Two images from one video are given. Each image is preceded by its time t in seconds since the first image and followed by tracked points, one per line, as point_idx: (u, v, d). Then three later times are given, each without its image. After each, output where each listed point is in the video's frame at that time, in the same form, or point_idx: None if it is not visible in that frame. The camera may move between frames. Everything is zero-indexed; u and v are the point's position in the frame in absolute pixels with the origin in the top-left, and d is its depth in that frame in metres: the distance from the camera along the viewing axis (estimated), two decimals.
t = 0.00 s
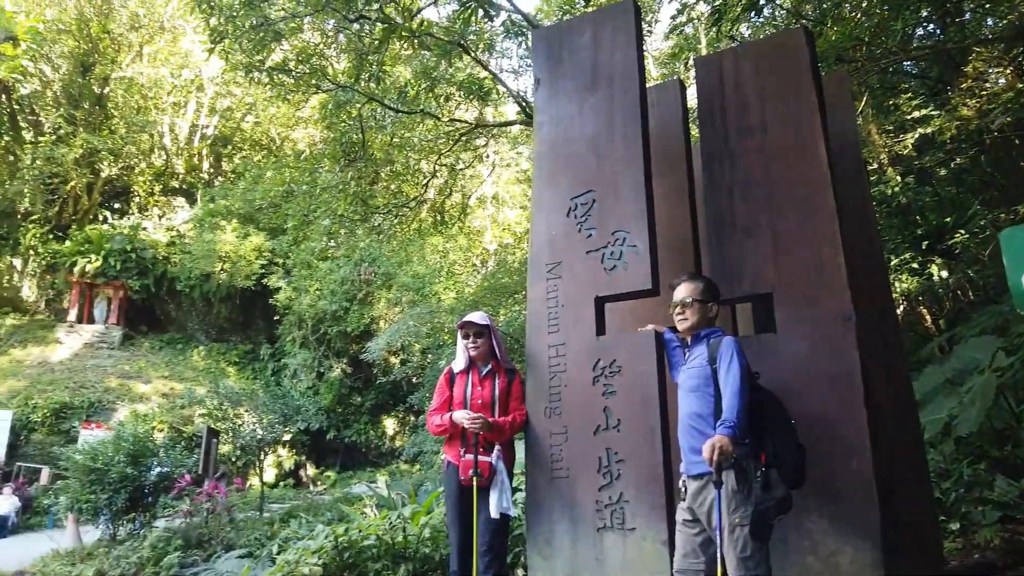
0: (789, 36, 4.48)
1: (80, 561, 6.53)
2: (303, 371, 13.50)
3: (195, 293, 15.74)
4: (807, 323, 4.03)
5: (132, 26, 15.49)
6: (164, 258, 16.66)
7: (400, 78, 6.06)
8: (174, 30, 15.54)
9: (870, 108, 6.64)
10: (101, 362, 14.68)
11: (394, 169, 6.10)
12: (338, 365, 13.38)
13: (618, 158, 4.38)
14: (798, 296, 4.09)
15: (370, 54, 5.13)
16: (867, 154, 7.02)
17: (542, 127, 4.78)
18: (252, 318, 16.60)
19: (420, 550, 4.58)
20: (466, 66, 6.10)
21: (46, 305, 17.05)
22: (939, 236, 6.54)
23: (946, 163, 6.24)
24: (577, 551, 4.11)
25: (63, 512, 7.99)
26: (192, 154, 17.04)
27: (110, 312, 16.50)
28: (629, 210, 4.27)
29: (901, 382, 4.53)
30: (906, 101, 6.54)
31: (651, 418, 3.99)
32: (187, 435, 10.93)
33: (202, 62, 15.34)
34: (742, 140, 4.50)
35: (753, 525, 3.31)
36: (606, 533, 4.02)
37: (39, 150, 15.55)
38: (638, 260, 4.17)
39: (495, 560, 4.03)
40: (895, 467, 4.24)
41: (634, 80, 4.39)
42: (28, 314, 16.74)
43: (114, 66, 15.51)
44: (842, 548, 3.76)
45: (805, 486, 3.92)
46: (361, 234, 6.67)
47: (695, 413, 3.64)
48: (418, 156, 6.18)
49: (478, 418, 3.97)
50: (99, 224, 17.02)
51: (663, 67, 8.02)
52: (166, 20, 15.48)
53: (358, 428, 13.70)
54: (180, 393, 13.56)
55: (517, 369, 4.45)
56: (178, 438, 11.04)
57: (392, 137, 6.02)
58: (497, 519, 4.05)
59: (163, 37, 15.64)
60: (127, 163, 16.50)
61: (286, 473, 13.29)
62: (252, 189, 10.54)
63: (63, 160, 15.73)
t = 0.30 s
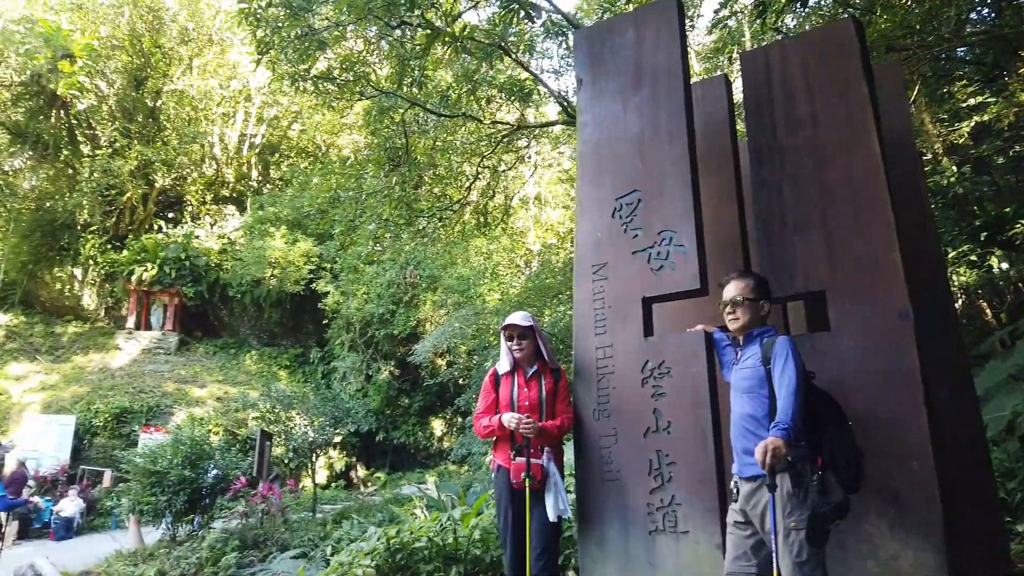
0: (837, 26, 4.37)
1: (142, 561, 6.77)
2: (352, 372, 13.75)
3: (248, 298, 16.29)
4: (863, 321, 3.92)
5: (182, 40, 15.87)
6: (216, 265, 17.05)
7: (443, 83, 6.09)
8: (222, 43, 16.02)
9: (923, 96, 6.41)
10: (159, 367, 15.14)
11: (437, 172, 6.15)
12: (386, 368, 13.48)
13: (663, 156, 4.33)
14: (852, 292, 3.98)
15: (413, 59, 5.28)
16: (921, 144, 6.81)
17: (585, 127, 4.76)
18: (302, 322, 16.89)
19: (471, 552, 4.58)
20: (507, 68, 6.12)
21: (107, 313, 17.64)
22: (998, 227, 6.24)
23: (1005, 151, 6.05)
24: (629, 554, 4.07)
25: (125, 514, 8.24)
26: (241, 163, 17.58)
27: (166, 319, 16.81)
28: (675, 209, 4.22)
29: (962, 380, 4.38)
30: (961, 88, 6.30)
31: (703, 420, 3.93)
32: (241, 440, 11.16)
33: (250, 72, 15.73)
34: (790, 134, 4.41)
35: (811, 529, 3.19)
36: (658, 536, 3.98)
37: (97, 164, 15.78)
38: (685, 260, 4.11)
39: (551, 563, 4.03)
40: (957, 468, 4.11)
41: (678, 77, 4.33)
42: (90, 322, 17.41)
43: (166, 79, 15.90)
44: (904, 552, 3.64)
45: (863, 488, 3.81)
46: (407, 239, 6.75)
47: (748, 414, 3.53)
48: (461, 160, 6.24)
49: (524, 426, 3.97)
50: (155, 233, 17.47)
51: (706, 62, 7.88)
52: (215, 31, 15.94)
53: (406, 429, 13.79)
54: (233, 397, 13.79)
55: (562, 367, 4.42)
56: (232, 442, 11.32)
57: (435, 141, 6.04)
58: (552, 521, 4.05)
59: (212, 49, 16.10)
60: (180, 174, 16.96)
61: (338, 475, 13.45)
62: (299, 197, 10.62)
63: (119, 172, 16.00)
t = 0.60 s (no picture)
0: (886, 16, 4.24)
1: (198, 562, 6.93)
2: (397, 374, 13.68)
3: (294, 302, 16.02)
4: (918, 318, 3.79)
5: (227, 50, 15.40)
6: (263, 270, 16.75)
7: (481, 86, 6.07)
8: (266, 52, 15.64)
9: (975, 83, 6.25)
10: (210, 371, 15.08)
11: (478, 174, 6.16)
12: (431, 369, 13.35)
13: (706, 153, 4.27)
14: (907, 289, 3.85)
15: (451, 62, 5.26)
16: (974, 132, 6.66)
17: (627, 127, 4.74)
18: (348, 325, 16.71)
19: (519, 554, 4.55)
20: (546, 68, 6.13)
21: (159, 319, 17.19)
22: None
23: None
24: (679, 557, 4.03)
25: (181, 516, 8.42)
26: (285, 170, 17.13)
27: (216, 323, 16.53)
28: (721, 208, 4.15)
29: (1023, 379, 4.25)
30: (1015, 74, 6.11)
31: (753, 422, 3.86)
32: (289, 446, 11.35)
33: (292, 80, 15.31)
34: (838, 128, 4.31)
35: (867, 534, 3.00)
36: (710, 539, 3.93)
37: (149, 173, 15.80)
38: (732, 259, 4.05)
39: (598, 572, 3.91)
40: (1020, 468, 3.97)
41: (721, 73, 4.26)
42: (142, 329, 16.96)
43: (212, 90, 15.62)
44: (966, 556, 3.52)
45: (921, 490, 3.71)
46: (449, 241, 6.78)
47: (799, 416, 3.39)
48: (500, 161, 6.23)
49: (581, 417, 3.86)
50: (204, 240, 17.08)
51: (750, 55, 7.66)
52: (258, 40, 15.49)
53: (451, 430, 13.59)
54: (281, 399, 14.00)
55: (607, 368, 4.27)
56: (282, 444, 11.65)
57: (473, 143, 6.07)
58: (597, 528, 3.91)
59: (256, 59, 15.71)
60: (228, 181, 16.72)
61: (385, 476, 13.18)
62: (342, 202, 10.78)
63: (169, 182, 15.96)
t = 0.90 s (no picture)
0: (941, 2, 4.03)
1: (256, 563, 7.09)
2: (444, 377, 13.09)
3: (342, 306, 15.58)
4: (979, 316, 3.63)
5: (272, 61, 14.82)
6: (311, 275, 16.13)
7: (523, 86, 6.04)
8: (310, 61, 15.05)
9: None
10: (261, 374, 14.57)
11: (520, 176, 6.19)
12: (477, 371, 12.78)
13: (755, 149, 4.19)
14: (967, 287, 3.69)
15: (493, 65, 5.27)
16: None
17: (670, 125, 4.67)
18: (394, 327, 16.22)
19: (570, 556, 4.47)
20: (586, 67, 6.08)
21: (212, 325, 16.71)
22: None
23: None
24: (734, 561, 3.95)
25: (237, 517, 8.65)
26: (331, 175, 16.54)
27: (267, 327, 15.87)
28: (771, 205, 4.07)
29: None
30: None
31: (808, 423, 3.80)
32: (337, 441, 10.75)
33: (337, 88, 14.87)
34: (890, 119, 4.10)
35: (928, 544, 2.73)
36: (765, 543, 3.86)
37: (199, 183, 15.35)
38: (783, 257, 3.97)
39: None
40: None
41: (769, 69, 4.18)
42: (196, 334, 16.56)
43: (259, 100, 15.17)
44: None
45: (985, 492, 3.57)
46: (492, 242, 6.73)
47: (851, 420, 3.08)
48: (542, 161, 6.22)
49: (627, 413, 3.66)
50: (253, 247, 16.53)
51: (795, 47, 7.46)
52: (303, 49, 14.94)
53: (498, 431, 12.81)
54: (331, 401, 13.14)
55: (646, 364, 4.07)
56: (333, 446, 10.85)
57: (515, 145, 6.07)
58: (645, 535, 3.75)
59: (302, 66, 15.12)
60: (275, 189, 16.24)
61: (432, 478, 12.42)
62: (387, 207, 10.86)
63: (220, 191, 15.47)
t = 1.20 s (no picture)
0: None
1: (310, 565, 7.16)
2: (489, 377, 13.07)
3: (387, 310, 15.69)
4: None
5: (315, 69, 14.38)
6: (357, 279, 16.20)
7: (563, 84, 5.97)
8: (352, 68, 14.47)
9: None
10: (311, 378, 14.73)
11: (561, 176, 6.18)
12: (521, 372, 12.73)
13: (804, 144, 4.09)
14: None
15: (532, 65, 5.27)
16: None
17: (717, 121, 4.59)
18: (438, 330, 16.37)
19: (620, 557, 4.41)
20: (625, 64, 6.04)
21: (262, 329, 17.07)
22: None
23: None
24: (791, 562, 3.88)
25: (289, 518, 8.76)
26: (375, 179, 16.63)
27: (314, 331, 16.13)
28: (821, 201, 3.97)
29: None
30: None
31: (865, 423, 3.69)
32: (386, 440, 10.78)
33: (379, 95, 14.49)
34: (946, 107, 3.84)
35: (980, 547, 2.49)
36: (822, 545, 3.77)
37: (247, 191, 15.77)
38: (835, 253, 3.87)
39: None
40: None
41: (816, 62, 4.08)
42: (247, 338, 16.91)
43: (303, 108, 15.13)
44: None
45: None
46: (535, 243, 6.70)
47: (889, 423, 2.73)
48: (584, 161, 6.19)
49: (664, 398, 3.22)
50: (300, 252, 16.67)
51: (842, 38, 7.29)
52: (344, 57, 14.31)
53: (543, 432, 12.79)
54: (378, 403, 13.20)
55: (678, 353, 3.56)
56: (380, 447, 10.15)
57: (556, 145, 6.05)
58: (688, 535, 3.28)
59: (344, 74, 14.58)
60: (320, 195, 16.40)
61: (480, 478, 12.45)
62: (429, 210, 10.91)
63: (267, 199, 15.77)
